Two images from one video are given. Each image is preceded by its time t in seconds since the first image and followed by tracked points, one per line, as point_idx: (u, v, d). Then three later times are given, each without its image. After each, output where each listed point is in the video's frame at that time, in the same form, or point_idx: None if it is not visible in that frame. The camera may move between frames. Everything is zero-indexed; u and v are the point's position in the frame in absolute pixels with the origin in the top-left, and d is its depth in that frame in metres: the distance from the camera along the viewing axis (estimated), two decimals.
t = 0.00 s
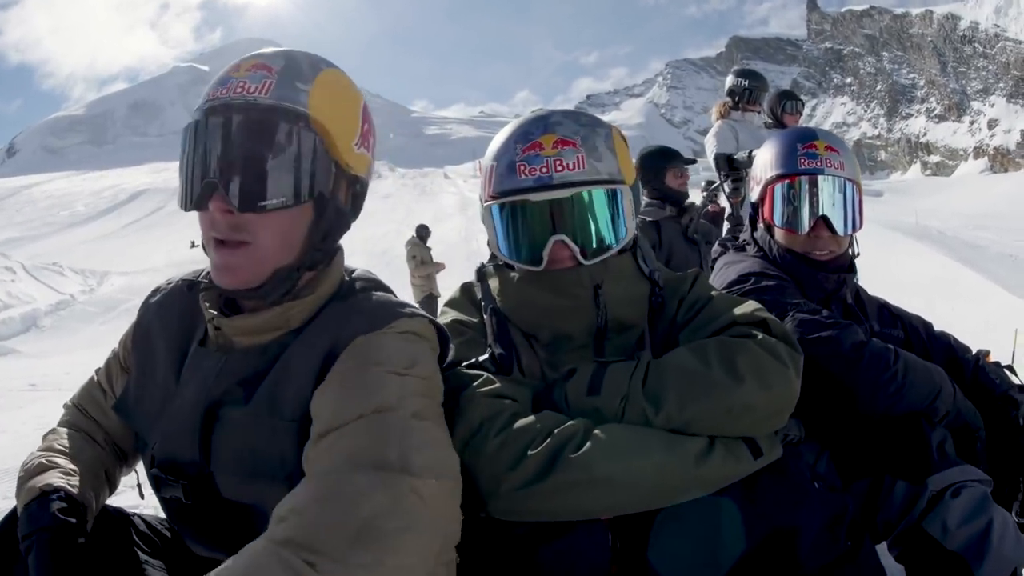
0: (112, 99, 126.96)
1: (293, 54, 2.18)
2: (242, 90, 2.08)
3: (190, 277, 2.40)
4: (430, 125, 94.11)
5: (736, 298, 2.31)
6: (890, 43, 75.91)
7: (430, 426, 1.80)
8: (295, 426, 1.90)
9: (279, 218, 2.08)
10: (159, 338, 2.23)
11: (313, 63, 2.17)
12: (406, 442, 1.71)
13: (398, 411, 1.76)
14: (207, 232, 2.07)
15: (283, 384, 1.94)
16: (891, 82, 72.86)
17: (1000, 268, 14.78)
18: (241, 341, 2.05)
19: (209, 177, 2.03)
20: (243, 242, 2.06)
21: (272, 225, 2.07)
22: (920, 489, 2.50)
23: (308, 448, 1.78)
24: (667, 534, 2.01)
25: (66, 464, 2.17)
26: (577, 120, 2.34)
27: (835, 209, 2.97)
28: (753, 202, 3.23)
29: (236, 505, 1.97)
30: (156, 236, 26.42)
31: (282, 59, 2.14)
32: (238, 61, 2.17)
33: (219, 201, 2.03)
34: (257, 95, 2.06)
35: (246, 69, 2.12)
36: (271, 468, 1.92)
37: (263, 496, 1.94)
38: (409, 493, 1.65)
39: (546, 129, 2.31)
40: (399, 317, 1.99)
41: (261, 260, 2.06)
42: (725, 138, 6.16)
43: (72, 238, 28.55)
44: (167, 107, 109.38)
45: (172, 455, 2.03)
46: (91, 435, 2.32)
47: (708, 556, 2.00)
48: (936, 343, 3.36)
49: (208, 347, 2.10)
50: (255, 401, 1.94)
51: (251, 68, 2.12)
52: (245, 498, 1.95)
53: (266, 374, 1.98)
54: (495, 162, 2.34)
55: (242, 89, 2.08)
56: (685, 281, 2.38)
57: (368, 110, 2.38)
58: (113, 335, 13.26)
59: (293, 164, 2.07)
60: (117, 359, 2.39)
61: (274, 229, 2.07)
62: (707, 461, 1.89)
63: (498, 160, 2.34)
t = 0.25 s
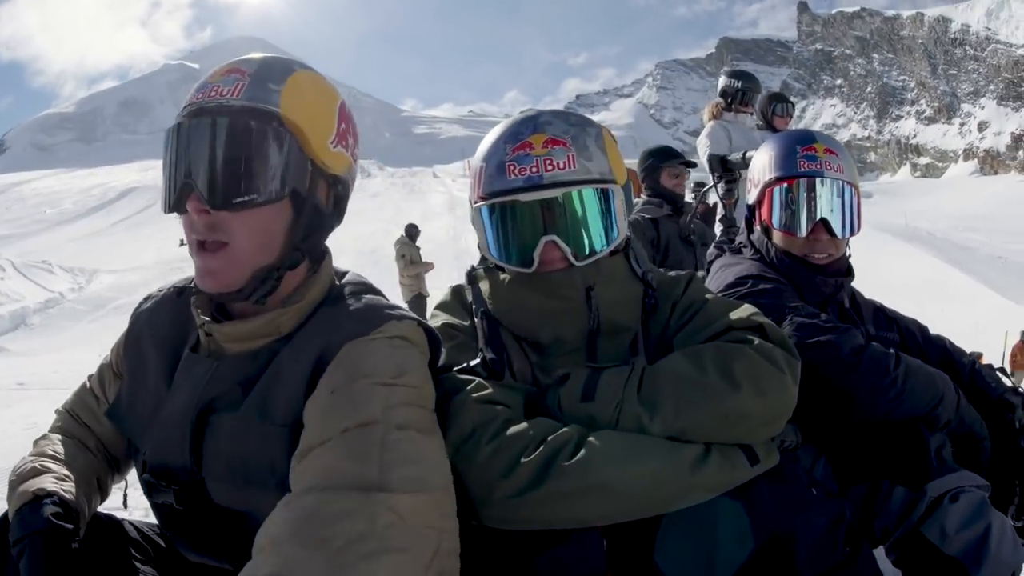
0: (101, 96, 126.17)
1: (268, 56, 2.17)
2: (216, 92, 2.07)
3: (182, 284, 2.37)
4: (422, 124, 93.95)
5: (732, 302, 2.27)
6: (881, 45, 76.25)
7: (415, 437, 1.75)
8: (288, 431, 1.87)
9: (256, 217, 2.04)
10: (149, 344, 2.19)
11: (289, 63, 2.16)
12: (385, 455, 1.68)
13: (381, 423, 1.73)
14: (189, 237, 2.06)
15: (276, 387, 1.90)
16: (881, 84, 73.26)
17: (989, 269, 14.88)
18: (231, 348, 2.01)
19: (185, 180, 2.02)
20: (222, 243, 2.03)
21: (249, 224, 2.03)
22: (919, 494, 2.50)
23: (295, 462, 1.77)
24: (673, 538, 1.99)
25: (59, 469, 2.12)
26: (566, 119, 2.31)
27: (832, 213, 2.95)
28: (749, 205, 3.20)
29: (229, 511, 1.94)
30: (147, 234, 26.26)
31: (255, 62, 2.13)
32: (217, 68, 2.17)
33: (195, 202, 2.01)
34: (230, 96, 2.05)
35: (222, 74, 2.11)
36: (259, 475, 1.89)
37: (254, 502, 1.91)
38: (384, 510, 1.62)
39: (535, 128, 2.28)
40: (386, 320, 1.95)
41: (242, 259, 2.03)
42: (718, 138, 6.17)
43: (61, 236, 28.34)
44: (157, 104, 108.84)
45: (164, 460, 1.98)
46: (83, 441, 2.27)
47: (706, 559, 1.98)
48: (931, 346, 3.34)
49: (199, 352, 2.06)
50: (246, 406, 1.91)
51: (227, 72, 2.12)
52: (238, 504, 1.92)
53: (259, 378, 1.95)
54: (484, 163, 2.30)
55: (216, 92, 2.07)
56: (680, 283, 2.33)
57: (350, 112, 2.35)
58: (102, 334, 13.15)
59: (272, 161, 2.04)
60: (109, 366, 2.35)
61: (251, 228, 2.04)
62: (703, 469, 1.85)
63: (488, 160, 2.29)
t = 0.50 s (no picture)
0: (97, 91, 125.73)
1: (272, 54, 2.16)
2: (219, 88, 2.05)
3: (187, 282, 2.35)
4: (419, 122, 93.85)
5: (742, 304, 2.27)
6: (878, 47, 76.39)
7: (435, 445, 1.73)
8: (290, 437, 1.85)
9: (254, 213, 2.02)
10: (152, 345, 2.16)
11: (293, 60, 2.14)
12: (413, 468, 1.65)
13: (401, 432, 1.70)
14: (189, 233, 2.04)
15: (278, 391, 1.88)
16: (878, 85, 73.44)
17: (986, 271, 14.92)
18: (233, 348, 1.99)
19: (185, 176, 2.01)
20: (220, 239, 2.00)
21: (249, 220, 2.02)
22: (927, 498, 2.48)
23: (308, 476, 1.72)
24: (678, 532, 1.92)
25: (66, 478, 2.09)
26: (579, 116, 2.29)
27: (841, 214, 2.94)
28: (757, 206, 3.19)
29: (228, 516, 1.92)
30: (143, 230, 26.18)
31: (259, 58, 2.11)
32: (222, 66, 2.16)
33: (195, 199, 2.00)
34: (231, 91, 2.03)
35: (225, 70, 2.10)
36: (259, 481, 1.87)
37: (256, 508, 1.89)
38: (422, 528, 1.58)
39: (551, 125, 2.25)
40: (392, 325, 1.93)
41: (243, 257, 2.01)
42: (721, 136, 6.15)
43: (56, 231, 28.25)
44: (153, 100, 108.54)
45: (162, 464, 1.95)
46: (88, 444, 2.25)
47: (712, 563, 1.93)
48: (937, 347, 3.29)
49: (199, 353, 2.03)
50: (246, 412, 1.89)
51: (230, 67, 2.10)
52: (239, 509, 1.91)
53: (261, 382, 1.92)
54: (497, 160, 2.27)
55: (218, 87, 2.05)
56: (689, 284, 2.32)
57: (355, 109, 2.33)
58: (98, 330, 13.10)
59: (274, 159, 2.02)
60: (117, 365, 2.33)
61: (250, 225, 2.02)
62: (717, 473, 1.84)
63: (501, 157, 2.26)
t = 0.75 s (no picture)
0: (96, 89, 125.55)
1: (279, 48, 2.14)
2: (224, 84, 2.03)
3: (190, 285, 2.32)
4: (418, 123, 93.82)
5: (756, 308, 2.27)
6: (878, 50, 76.50)
7: (456, 460, 1.73)
8: (303, 453, 1.83)
9: (257, 216, 1.98)
10: (156, 352, 2.14)
11: (300, 52, 2.13)
12: (435, 486, 1.65)
13: (422, 448, 1.70)
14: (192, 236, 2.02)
15: (290, 401, 1.86)
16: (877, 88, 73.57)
17: (985, 275, 14.96)
18: (242, 357, 1.97)
19: (187, 179, 1.98)
20: (222, 243, 1.98)
21: (250, 224, 1.98)
22: (939, 505, 2.47)
23: (325, 492, 1.71)
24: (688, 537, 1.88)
25: (73, 492, 2.06)
26: (593, 103, 2.35)
27: (854, 216, 2.94)
28: (769, 210, 3.19)
29: (236, 529, 1.91)
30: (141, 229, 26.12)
31: (263, 53, 2.09)
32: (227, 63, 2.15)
33: (196, 201, 1.97)
34: (235, 88, 2.00)
35: (231, 66, 2.08)
36: (269, 496, 1.85)
37: (263, 522, 1.87)
38: (444, 551, 1.57)
39: (564, 107, 2.33)
40: (408, 335, 1.91)
41: (248, 259, 1.98)
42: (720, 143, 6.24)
43: (54, 230, 28.17)
44: (152, 99, 108.39)
45: (165, 477, 1.95)
46: (91, 452, 2.23)
47: (721, 565, 1.90)
48: (945, 353, 3.28)
49: (207, 362, 2.01)
50: (256, 424, 1.87)
51: (235, 64, 2.08)
52: (248, 522, 1.89)
53: (272, 391, 1.91)
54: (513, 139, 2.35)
55: (221, 85, 2.03)
56: (702, 289, 2.32)
57: (371, 107, 2.33)
58: (96, 329, 13.06)
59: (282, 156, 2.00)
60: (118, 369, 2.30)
61: (252, 228, 1.98)
62: (737, 480, 1.86)
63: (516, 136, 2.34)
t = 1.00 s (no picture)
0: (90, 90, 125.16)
1: (279, 47, 2.12)
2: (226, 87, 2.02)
3: (198, 287, 2.32)
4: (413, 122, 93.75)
5: (763, 306, 2.29)
6: (873, 48, 76.65)
7: (479, 465, 1.74)
8: (319, 459, 1.83)
9: (268, 226, 1.98)
10: (164, 357, 2.14)
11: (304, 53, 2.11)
12: (459, 493, 1.66)
13: (444, 453, 1.71)
14: (202, 248, 2.02)
15: (306, 405, 1.86)
16: (872, 87, 73.74)
17: (981, 272, 15.02)
18: (253, 362, 1.97)
19: (194, 191, 1.97)
20: (233, 254, 1.97)
21: (261, 233, 1.98)
22: (947, 501, 2.50)
23: (347, 498, 1.72)
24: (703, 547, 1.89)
25: (84, 499, 2.06)
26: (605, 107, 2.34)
27: (863, 216, 2.97)
28: (777, 208, 3.21)
29: (247, 534, 1.92)
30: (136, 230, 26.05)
31: (265, 54, 2.07)
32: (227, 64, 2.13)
33: (204, 213, 1.97)
34: (239, 93, 1.99)
35: (232, 68, 2.06)
36: (284, 503, 1.86)
37: (277, 527, 1.87)
38: (471, 557, 1.59)
39: (577, 110, 2.31)
40: (425, 340, 1.91)
41: (259, 268, 1.98)
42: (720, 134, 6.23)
43: (50, 231, 28.08)
44: (146, 100, 108.08)
45: (176, 484, 1.98)
46: (99, 457, 2.23)
47: (728, 564, 1.91)
48: (949, 351, 3.28)
49: (219, 368, 2.01)
50: (270, 430, 1.87)
51: (236, 66, 2.06)
52: (259, 527, 1.90)
53: (287, 395, 1.91)
54: (527, 142, 2.32)
55: (224, 89, 2.01)
56: (708, 288, 2.33)
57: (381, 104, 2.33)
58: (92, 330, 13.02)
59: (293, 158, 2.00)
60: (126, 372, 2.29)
61: (263, 237, 1.98)
62: (750, 475, 1.87)
63: (529, 139, 2.31)
